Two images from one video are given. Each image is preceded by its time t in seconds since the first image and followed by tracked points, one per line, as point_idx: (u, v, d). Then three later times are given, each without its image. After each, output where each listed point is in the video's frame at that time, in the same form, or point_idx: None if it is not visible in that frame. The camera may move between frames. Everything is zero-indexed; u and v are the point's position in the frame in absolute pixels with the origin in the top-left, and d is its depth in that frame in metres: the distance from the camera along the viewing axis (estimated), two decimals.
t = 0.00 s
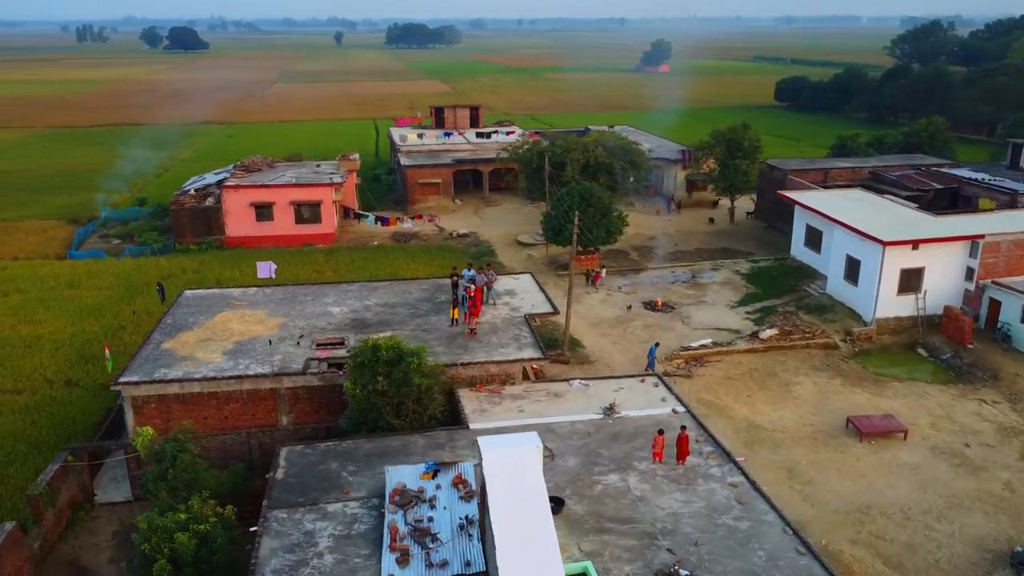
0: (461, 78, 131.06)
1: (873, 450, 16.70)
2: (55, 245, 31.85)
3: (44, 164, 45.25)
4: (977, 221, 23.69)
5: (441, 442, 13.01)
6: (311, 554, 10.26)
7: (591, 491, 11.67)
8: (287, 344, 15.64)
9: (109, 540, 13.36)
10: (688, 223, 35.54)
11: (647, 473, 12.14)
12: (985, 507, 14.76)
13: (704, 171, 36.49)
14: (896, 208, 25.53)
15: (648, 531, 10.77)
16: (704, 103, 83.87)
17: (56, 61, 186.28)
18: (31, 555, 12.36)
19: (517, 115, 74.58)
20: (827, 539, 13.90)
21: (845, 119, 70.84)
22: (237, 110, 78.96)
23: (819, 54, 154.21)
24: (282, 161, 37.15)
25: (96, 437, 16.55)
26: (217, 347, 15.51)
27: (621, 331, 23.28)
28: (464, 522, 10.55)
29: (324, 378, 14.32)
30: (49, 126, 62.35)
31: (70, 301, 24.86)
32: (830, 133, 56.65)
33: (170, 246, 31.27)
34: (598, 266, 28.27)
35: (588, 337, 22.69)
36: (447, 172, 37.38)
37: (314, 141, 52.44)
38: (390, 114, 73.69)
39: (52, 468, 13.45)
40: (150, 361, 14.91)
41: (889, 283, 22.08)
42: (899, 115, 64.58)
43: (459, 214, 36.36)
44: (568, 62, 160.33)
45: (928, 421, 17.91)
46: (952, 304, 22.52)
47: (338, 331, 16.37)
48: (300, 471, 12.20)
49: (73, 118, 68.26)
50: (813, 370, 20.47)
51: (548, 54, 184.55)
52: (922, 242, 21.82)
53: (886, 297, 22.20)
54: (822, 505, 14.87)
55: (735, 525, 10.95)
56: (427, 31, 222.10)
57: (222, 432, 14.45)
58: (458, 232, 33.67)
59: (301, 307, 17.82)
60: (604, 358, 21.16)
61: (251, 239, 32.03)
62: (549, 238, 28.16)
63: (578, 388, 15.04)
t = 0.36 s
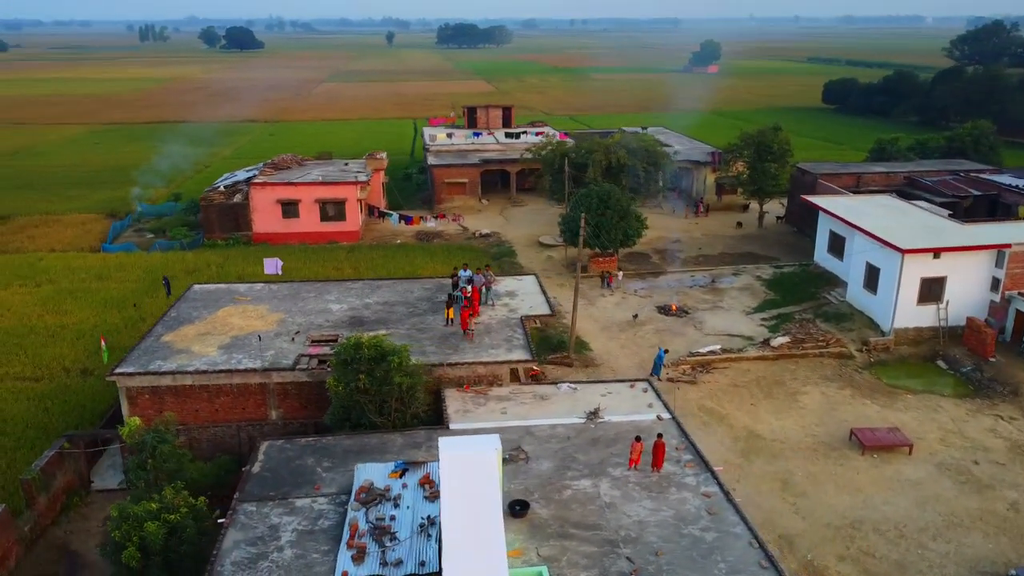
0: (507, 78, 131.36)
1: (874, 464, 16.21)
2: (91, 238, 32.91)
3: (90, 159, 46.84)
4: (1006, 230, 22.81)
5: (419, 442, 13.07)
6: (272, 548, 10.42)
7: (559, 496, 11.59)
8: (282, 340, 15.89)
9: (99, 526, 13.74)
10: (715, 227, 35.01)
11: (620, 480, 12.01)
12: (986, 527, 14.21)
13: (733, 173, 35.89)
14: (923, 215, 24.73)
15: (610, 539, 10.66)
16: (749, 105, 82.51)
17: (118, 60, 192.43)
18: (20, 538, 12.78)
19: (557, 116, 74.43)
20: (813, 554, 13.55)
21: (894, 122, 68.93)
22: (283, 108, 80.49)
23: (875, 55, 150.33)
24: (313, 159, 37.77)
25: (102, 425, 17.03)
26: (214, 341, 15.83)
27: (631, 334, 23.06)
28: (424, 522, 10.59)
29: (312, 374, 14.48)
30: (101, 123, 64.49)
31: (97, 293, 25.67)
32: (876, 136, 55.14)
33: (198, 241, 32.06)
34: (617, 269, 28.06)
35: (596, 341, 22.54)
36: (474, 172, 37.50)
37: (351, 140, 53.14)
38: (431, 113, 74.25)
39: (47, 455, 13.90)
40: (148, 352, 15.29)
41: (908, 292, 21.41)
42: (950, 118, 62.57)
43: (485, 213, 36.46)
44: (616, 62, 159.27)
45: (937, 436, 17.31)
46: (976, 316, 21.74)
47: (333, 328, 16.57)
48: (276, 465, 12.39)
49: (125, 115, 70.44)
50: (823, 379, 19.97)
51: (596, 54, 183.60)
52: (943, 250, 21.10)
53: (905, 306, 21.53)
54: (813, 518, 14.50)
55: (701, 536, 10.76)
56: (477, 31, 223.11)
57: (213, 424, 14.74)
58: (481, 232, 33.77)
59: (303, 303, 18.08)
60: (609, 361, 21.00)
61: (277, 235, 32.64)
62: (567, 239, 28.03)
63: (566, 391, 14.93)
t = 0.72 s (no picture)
0: (553, 78, 131.18)
1: (873, 478, 15.74)
2: (125, 231, 33.95)
3: (135, 155, 48.33)
4: None
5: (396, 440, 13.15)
6: (234, 539, 10.61)
7: (525, 498, 11.55)
8: (278, 335, 16.17)
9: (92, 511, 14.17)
10: (742, 231, 34.40)
11: (590, 485, 11.91)
12: (982, 548, 13.67)
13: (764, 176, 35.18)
14: (950, 222, 23.92)
15: (569, 544, 10.58)
16: (796, 106, 80.78)
17: (177, 59, 198.06)
18: (13, 520, 13.26)
19: (598, 116, 74.01)
20: (795, 569, 13.23)
21: (947, 125, 66.71)
22: (327, 107, 81.72)
23: (935, 56, 145.73)
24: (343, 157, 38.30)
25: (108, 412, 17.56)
26: (212, 335, 16.19)
27: (641, 338, 22.84)
28: (385, 520, 10.65)
29: (300, 369, 14.70)
30: (151, 120, 66.45)
31: (123, 284, 26.48)
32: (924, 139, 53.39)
33: (227, 236, 32.84)
34: (634, 271, 27.82)
35: (604, 343, 22.38)
36: (501, 172, 37.55)
37: (387, 138, 53.72)
38: (472, 112, 74.53)
39: (45, 440, 14.41)
40: (147, 344, 15.71)
41: (926, 301, 20.74)
42: (1005, 121, 60.27)
43: (510, 214, 36.49)
44: (665, 62, 157.53)
45: (944, 452, 16.72)
46: (999, 328, 20.93)
47: (329, 325, 16.78)
48: (253, 458, 12.61)
49: (175, 112, 72.42)
50: (832, 390, 19.47)
51: (646, 55, 181.93)
52: (964, 259, 20.39)
53: (923, 316, 20.86)
54: (800, 532, 14.16)
55: (662, 545, 10.59)
56: (528, 31, 223.07)
57: (205, 416, 15.08)
58: (504, 232, 33.81)
59: (305, 300, 18.36)
60: (614, 364, 20.83)
61: (303, 232, 33.20)
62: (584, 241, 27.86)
63: (552, 394, 14.85)
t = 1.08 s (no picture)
0: (600, 78, 130.67)
1: (869, 494, 15.28)
2: (160, 225, 34.96)
3: (179, 151, 49.70)
4: None
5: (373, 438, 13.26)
6: (199, 529, 10.84)
7: (491, 500, 11.53)
8: (275, 330, 16.45)
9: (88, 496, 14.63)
10: (771, 236, 33.73)
11: (558, 490, 11.83)
12: (975, 571, 13.15)
13: (795, 180, 34.44)
14: (978, 231, 23.07)
15: (526, 548, 10.54)
16: (847, 109, 78.83)
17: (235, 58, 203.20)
18: (10, 503, 13.76)
19: (640, 118, 73.42)
20: None
21: (1003, 130, 64.28)
22: (372, 106, 82.76)
23: (1000, 58, 140.51)
24: (374, 155, 38.76)
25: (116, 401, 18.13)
26: (211, 329, 16.55)
27: (650, 343, 22.59)
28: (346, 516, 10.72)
29: (290, 365, 14.94)
30: (199, 117, 68.26)
31: (150, 277, 27.27)
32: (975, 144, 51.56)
33: (255, 232, 33.56)
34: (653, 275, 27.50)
35: (612, 348, 22.20)
36: (529, 172, 37.54)
37: (423, 138, 54.22)
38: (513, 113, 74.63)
39: (45, 427, 14.92)
40: (148, 336, 16.14)
41: (945, 312, 20.05)
42: None
43: (536, 214, 36.46)
44: (716, 63, 155.31)
45: (950, 469, 16.13)
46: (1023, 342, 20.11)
47: (326, 321, 17.00)
48: (233, 451, 12.87)
49: (224, 110, 74.24)
50: (840, 401, 18.95)
51: (698, 55, 179.59)
52: (985, 269, 19.66)
53: (942, 328, 20.16)
54: (785, 545, 13.82)
55: (620, 554, 10.47)
56: (581, 32, 222.22)
57: (199, 408, 15.43)
58: (527, 232, 33.81)
59: (308, 296, 18.64)
60: (618, 368, 20.66)
61: (329, 229, 33.71)
62: (602, 243, 27.67)
63: (537, 396, 14.79)
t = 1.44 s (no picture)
0: (649, 79, 129.62)
1: (864, 510, 14.82)
2: (194, 220, 35.90)
3: (222, 148, 50.98)
4: None
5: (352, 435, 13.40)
6: (167, 519, 11.11)
7: (456, 501, 11.54)
8: (272, 326, 16.74)
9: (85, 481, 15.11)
10: (801, 242, 32.96)
11: (525, 493, 11.77)
12: None
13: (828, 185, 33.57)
14: (1007, 241, 22.20)
15: (482, 551, 10.52)
16: (901, 112, 76.52)
17: (292, 57, 207.52)
18: (8, 485, 14.34)
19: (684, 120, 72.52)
20: None
21: None
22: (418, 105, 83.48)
23: None
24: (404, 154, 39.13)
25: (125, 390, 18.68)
26: (212, 323, 16.93)
27: (660, 348, 22.30)
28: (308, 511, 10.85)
29: (281, 360, 15.19)
30: (247, 116, 69.87)
31: (176, 271, 28.04)
32: None
33: (284, 229, 34.21)
34: (671, 280, 27.13)
35: (620, 353, 22.00)
36: (557, 173, 37.46)
37: (460, 137, 54.55)
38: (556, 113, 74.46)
39: (48, 413, 15.50)
40: (151, 328, 16.60)
41: (963, 324, 19.34)
42: None
43: (563, 216, 36.33)
44: (771, 64, 152.31)
45: (953, 488, 15.53)
46: None
47: (324, 318, 17.25)
48: (214, 442, 13.15)
49: (272, 108, 75.80)
50: (847, 413, 18.42)
51: (753, 56, 176.37)
52: (1007, 281, 18.92)
53: (960, 340, 19.45)
54: (767, 559, 13.50)
55: (575, 560, 10.37)
56: (634, 32, 220.35)
57: (195, 399, 15.80)
58: (552, 234, 33.71)
59: (312, 293, 18.92)
60: (623, 373, 20.45)
61: (356, 227, 34.17)
62: (620, 245, 27.46)
63: (522, 399, 14.73)
